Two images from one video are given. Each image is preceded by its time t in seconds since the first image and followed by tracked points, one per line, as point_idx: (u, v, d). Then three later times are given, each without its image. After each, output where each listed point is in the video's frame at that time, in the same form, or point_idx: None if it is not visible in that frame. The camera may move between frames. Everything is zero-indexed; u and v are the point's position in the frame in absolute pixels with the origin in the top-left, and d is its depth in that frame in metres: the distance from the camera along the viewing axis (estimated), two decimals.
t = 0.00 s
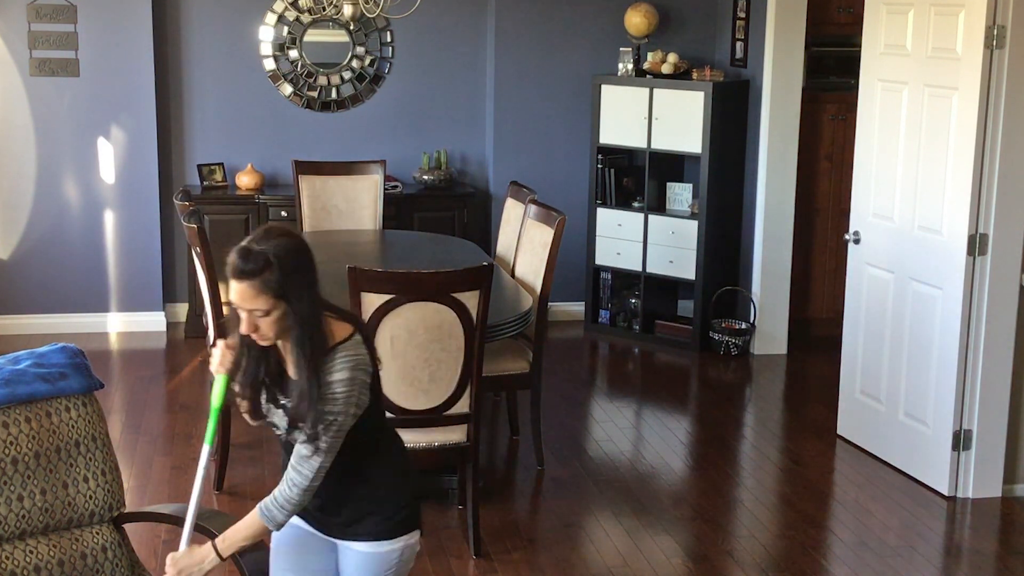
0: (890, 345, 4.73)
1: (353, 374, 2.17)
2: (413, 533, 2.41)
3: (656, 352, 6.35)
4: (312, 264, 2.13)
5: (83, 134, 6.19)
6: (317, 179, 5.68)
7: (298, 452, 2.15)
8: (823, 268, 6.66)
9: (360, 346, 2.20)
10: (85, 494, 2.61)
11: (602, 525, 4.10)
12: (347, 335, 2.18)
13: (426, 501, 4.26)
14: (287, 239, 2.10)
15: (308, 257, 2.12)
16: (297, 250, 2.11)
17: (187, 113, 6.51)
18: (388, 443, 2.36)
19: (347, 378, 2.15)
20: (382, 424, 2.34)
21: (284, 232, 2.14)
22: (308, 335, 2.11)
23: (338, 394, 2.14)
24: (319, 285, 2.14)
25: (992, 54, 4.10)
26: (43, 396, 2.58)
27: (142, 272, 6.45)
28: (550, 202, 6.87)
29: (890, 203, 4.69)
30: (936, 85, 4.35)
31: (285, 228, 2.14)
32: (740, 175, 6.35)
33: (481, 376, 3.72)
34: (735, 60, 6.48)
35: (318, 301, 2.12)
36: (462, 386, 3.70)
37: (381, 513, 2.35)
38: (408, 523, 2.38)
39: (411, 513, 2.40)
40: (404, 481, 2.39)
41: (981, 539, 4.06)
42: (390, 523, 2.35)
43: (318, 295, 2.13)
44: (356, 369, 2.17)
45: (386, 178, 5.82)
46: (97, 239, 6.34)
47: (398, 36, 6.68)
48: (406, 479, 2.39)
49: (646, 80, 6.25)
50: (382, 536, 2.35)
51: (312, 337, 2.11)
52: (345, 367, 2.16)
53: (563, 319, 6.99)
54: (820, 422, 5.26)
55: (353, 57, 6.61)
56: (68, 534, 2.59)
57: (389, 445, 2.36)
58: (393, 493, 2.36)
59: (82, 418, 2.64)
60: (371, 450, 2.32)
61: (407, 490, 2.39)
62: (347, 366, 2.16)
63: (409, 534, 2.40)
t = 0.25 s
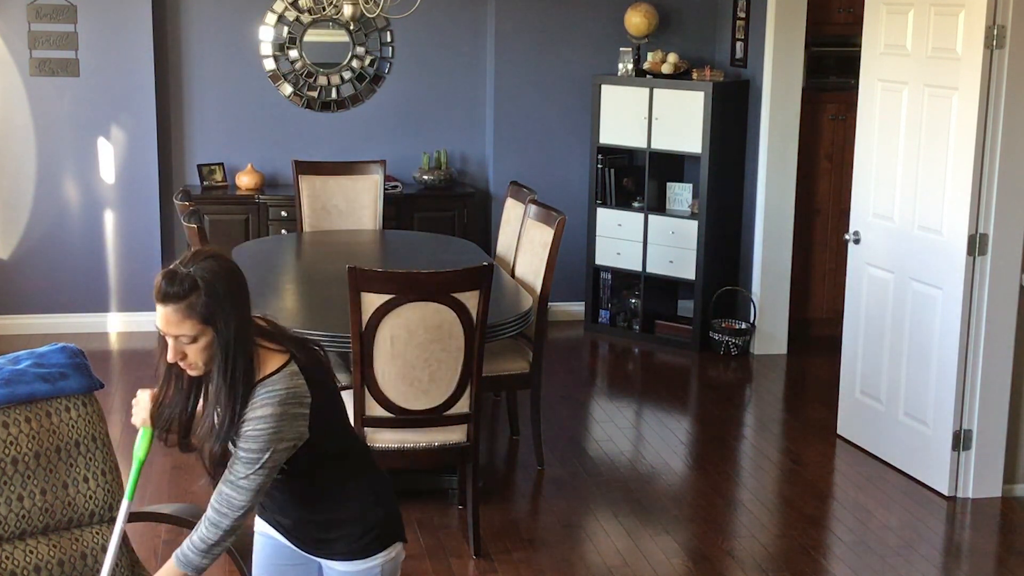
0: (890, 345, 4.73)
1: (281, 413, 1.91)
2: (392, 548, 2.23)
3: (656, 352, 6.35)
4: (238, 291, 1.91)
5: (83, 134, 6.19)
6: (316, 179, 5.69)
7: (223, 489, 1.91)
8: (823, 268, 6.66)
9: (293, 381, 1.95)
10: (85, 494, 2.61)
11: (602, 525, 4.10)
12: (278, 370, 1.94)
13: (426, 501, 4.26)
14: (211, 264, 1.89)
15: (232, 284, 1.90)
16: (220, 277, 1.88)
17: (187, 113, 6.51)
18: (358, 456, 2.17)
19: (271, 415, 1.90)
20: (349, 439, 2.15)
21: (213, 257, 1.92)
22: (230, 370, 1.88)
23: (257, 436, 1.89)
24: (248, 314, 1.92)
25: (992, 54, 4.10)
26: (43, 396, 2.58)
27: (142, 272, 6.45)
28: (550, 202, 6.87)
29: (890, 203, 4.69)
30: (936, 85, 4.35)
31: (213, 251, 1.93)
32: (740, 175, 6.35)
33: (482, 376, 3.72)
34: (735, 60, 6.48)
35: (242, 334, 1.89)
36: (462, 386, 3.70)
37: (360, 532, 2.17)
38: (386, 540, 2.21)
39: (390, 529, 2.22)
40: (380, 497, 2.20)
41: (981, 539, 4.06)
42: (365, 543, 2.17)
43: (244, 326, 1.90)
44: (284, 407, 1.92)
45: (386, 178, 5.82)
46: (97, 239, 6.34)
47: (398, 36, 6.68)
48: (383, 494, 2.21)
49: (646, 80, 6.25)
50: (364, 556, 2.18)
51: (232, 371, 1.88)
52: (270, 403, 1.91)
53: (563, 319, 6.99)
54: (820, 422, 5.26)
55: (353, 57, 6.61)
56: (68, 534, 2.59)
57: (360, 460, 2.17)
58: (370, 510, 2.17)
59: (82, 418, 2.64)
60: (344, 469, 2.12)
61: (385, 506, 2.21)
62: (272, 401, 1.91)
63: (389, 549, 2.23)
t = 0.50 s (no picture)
0: (890, 345, 4.73)
1: (312, 402, 2.03)
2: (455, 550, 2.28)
3: (656, 351, 6.35)
4: (310, 266, 2.07)
5: (83, 134, 6.19)
6: (316, 179, 5.69)
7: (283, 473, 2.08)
8: (823, 268, 6.66)
9: (364, 362, 2.09)
10: (85, 495, 2.61)
11: (603, 525, 4.10)
12: (341, 350, 2.08)
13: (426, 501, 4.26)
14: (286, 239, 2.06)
15: (307, 260, 2.07)
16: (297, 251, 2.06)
17: (187, 113, 6.52)
18: (429, 468, 2.20)
19: (292, 406, 2.03)
20: (426, 446, 2.18)
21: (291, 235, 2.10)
22: (297, 334, 2.05)
23: (290, 424, 2.04)
24: (322, 289, 2.09)
25: (991, 54, 4.10)
26: (43, 396, 2.59)
27: (142, 272, 6.45)
28: (550, 202, 6.87)
29: (890, 203, 4.69)
30: (936, 85, 4.35)
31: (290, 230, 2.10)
32: (740, 175, 6.35)
33: (481, 376, 3.73)
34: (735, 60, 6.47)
35: (308, 302, 2.05)
36: (462, 387, 3.70)
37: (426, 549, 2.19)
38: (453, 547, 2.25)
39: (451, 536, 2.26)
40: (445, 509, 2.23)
41: (982, 538, 4.06)
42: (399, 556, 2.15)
43: (316, 299, 2.07)
44: (321, 395, 2.04)
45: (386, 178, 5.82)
46: (97, 238, 6.34)
47: (398, 36, 6.68)
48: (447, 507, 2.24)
49: (646, 80, 6.25)
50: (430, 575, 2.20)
51: (297, 339, 2.05)
52: (302, 388, 2.04)
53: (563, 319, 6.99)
54: (820, 422, 5.26)
55: (353, 57, 6.61)
56: (68, 534, 2.59)
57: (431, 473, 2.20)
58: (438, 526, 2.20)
59: (82, 417, 2.64)
60: (418, 487, 2.16)
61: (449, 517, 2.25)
62: (298, 391, 2.04)
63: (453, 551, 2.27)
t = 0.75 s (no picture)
0: (890, 345, 4.73)
1: (344, 458, 2.21)
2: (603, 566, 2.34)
3: (656, 352, 6.35)
4: (360, 332, 2.16)
5: (83, 134, 6.19)
6: (317, 179, 5.69)
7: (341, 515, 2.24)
8: (823, 268, 6.66)
9: (391, 421, 2.19)
10: (85, 495, 2.61)
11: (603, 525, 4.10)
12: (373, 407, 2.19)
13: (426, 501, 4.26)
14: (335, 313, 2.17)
15: (355, 329, 2.16)
16: (347, 323, 2.17)
17: (187, 113, 6.51)
18: (549, 515, 2.26)
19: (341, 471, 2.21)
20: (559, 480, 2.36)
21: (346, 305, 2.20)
22: (344, 396, 2.17)
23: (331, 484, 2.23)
24: (370, 353, 2.17)
25: (992, 54, 4.10)
26: (43, 396, 2.59)
27: (142, 272, 6.45)
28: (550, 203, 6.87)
29: (890, 202, 4.69)
30: (936, 85, 4.35)
31: (347, 301, 2.21)
32: (740, 175, 6.35)
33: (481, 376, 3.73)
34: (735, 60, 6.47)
35: (355, 370, 2.15)
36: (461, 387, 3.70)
37: None
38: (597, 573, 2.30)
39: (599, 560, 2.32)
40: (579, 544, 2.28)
41: (982, 539, 4.06)
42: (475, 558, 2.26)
43: (366, 362, 2.16)
44: (354, 453, 2.20)
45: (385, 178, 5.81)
46: (96, 238, 6.34)
47: (398, 36, 6.68)
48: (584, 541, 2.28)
49: (646, 80, 6.25)
50: None
51: (340, 400, 2.17)
52: (338, 450, 2.21)
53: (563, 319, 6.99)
54: (820, 422, 5.26)
55: (353, 57, 6.61)
56: (68, 534, 2.59)
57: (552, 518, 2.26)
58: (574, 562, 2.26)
59: (82, 417, 2.64)
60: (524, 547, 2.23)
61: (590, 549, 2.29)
62: (343, 456, 2.21)
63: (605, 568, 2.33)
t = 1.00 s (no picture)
0: (889, 345, 4.73)
1: (450, 401, 2.02)
2: None
3: (656, 352, 6.35)
4: (491, 275, 2.03)
5: (83, 134, 6.19)
6: (316, 179, 5.69)
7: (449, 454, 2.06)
8: (823, 268, 6.66)
9: (508, 373, 1.99)
10: (85, 495, 2.61)
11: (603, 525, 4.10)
12: (497, 352, 2.03)
13: (425, 501, 4.26)
14: (468, 243, 2.05)
15: (479, 265, 2.03)
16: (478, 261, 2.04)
17: (187, 113, 6.51)
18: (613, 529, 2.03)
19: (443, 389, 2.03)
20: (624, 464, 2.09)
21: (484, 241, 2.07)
22: (462, 336, 2.04)
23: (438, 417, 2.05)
24: (499, 298, 2.04)
25: (991, 54, 4.10)
26: (43, 396, 2.58)
27: (142, 272, 6.45)
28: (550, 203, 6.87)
29: (890, 202, 4.69)
30: (936, 85, 4.35)
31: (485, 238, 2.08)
32: (740, 175, 6.36)
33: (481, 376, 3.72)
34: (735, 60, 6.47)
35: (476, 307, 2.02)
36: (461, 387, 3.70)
37: None
38: None
39: None
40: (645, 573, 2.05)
41: (982, 539, 4.06)
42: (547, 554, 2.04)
43: (489, 300, 2.03)
44: (464, 400, 2.01)
45: (385, 177, 5.81)
46: (96, 238, 6.34)
47: (398, 36, 6.68)
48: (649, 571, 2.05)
49: (646, 80, 6.25)
50: None
51: (462, 338, 2.04)
52: (449, 383, 2.02)
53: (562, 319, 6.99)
54: (820, 422, 5.26)
55: (353, 57, 6.61)
56: (67, 534, 2.59)
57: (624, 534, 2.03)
58: None
59: (81, 417, 2.64)
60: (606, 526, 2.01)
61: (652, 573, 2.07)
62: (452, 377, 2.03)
63: None
